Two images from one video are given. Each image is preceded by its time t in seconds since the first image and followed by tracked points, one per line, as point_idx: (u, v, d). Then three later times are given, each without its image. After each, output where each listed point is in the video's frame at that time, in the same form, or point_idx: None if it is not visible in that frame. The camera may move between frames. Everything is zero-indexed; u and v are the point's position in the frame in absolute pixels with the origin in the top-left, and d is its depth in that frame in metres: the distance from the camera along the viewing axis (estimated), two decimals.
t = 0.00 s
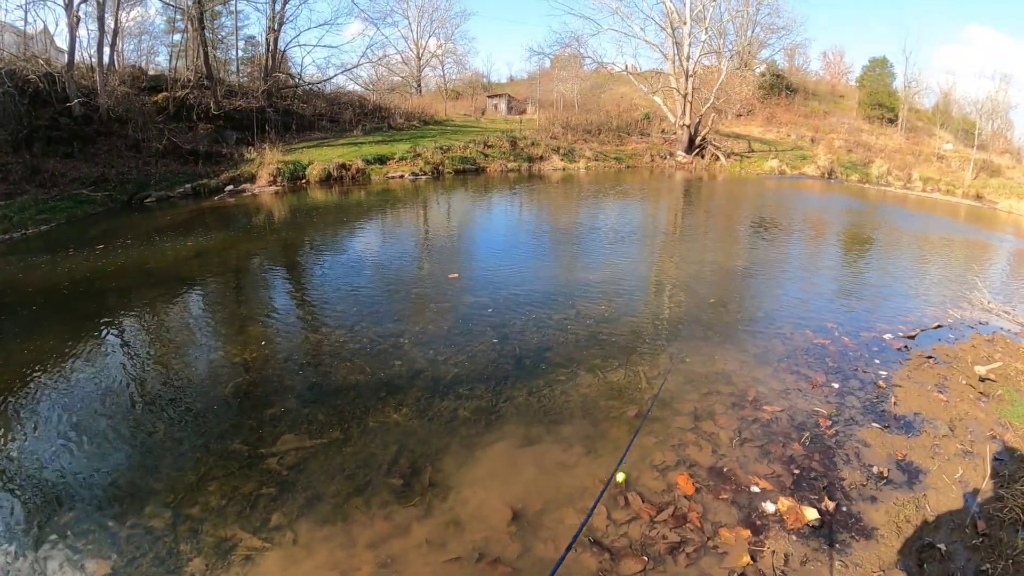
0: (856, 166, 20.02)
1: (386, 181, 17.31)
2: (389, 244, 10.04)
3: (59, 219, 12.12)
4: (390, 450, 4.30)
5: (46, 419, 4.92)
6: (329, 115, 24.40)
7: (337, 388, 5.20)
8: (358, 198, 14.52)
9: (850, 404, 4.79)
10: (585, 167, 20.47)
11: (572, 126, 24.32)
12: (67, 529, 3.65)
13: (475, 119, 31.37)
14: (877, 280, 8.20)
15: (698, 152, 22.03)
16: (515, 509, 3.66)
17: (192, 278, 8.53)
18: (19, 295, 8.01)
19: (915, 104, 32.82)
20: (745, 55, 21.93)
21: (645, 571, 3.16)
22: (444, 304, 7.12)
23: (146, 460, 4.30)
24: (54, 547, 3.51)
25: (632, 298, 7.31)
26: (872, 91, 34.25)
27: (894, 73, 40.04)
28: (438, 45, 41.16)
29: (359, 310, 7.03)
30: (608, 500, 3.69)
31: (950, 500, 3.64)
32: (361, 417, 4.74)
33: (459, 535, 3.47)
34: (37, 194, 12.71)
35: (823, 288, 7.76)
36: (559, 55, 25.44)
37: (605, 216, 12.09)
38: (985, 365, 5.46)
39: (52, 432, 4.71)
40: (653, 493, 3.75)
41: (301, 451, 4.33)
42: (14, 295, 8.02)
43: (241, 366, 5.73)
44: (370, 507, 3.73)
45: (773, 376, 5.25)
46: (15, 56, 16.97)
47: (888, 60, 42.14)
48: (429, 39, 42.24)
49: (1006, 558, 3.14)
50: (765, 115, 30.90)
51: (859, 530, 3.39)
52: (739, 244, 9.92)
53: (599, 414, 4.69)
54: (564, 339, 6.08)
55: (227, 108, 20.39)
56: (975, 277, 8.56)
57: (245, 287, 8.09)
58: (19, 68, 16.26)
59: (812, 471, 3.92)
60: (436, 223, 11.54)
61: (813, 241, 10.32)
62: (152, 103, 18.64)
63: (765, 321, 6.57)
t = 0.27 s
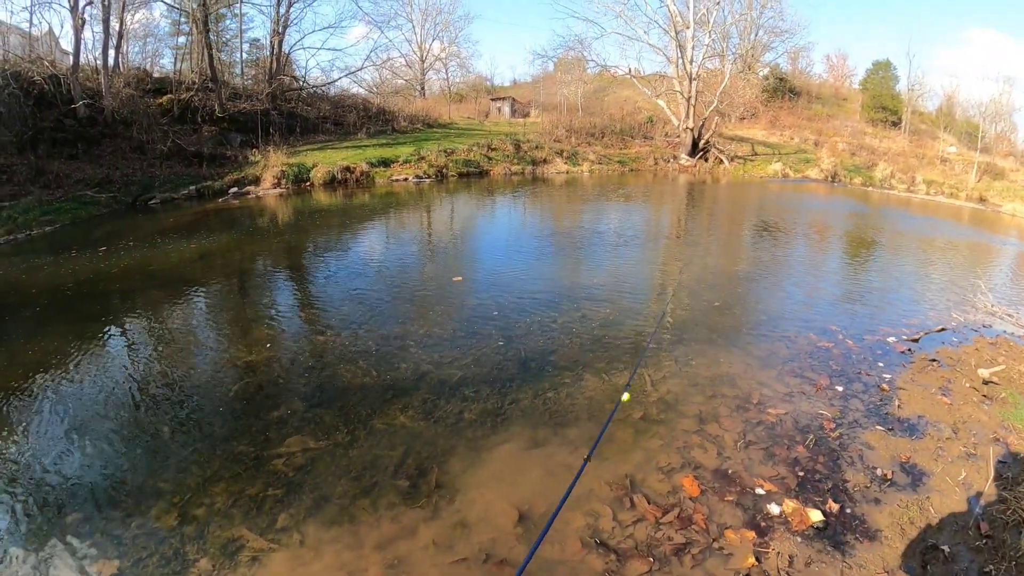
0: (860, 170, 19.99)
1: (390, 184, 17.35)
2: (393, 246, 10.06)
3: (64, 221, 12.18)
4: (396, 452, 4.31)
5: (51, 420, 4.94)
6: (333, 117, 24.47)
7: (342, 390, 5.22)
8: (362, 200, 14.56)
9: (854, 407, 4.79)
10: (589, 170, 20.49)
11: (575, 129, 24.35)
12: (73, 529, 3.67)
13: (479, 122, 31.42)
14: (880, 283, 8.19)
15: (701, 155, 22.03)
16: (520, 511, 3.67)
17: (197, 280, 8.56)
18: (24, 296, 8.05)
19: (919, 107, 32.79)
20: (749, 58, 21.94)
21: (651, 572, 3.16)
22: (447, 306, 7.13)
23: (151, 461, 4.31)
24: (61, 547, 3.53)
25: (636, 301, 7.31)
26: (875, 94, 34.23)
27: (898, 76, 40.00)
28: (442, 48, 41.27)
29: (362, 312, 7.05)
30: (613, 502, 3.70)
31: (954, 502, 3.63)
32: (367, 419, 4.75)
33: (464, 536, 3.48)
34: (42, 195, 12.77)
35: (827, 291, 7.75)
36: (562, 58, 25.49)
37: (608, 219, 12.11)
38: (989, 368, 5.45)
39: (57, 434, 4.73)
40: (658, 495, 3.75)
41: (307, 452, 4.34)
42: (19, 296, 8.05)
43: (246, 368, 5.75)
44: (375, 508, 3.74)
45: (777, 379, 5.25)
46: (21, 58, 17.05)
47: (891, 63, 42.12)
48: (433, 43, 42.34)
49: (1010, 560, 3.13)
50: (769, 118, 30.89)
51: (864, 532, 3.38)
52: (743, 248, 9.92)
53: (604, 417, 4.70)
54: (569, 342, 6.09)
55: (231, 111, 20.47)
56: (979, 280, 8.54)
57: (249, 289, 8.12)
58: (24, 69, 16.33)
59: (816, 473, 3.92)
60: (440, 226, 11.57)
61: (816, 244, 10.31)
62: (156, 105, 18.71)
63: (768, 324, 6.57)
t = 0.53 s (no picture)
0: (862, 171, 20.00)
1: (393, 185, 17.39)
2: (395, 248, 10.08)
3: (67, 222, 12.22)
4: (398, 453, 4.33)
5: (53, 421, 4.96)
6: (335, 119, 24.54)
7: (345, 392, 5.23)
8: (364, 202, 14.60)
9: (856, 409, 4.79)
10: (591, 172, 20.52)
11: (578, 131, 24.40)
12: (76, 530, 3.69)
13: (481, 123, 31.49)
14: (883, 285, 8.18)
15: (704, 157, 22.04)
16: (522, 513, 3.67)
17: (200, 281, 8.59)
18: (28, 297, 8.08)
19: (922, 108, 32.79)
20: (752, 60, 21.96)
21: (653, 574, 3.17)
22: (450, 308, 7.14)
23: (154, 462, 4.33)
24: (64, 548, 3.54)
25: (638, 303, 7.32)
26: (878, 96, 34.24)
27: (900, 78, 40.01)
28: (445, 50, 41.37)
29: (365, 314, 7.07)
30: (615, 504, 3.70)
31: (956, 504, 3.63)
32: (370, 421, 4.76)
33: (467, 538, 3.49)
34: (46, 196, 12.82)
35: (829, 294, 7.75)
36: (565, 60, 25.54)
37: (611, 221, 12.12)
38: (991, 371, 5.44)
39: (59, 434, 4.74)
40: (660, 497, 3.76)
41: (309, 454, 4.36)
42: (23, 296, 8.09)
43: (248, 369, 5.77)
44: (378, 509, 3.75)
45: (779, 382, 5.25)
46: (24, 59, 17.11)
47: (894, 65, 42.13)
48: (436, 45, 42.44)
49: (1013, 562, 3.13)
50: (771, 120, 30.91)
51: (866, 534, 3.38)
52: (745, 250, 9.92)
53: (606, 419, 4.70)
54: (571, 344, 6.10)
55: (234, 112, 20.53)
56: (982, 282, 8.53)
57: (252, 291, 8.14)
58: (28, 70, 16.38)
59: (818, 476, 3.92)
60: (442, 228, 11.59)
61: (819, 246, 10.30)
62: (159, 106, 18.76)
63: (770, 326, 6.58)
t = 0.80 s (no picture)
0: (865, 172, 19.99)
1: (395, 186, 17.42)
2: (397, 249, 10.09)
3: (69, 222, 12.26)
4: (400, 453, 4.34)
5: (54, 421, 4.97)
6: (338, 120, 24.60)
7: (346, 392, 5.24)
8: (367, 202, 14.63)
9: (858, 410, 4.79)
10: (593, 173, 20.53)
11: (580, 132, 24.43)
12: (77, 528, 3.70)
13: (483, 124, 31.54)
14: (885, 286, 8.17)
15: (706, 157, 22.04)
16: (523, 514, 3.68)
17: (202, 281, 8.61)
18: (30, 296, 8.10)
19: (924, 109, 32.82)
20: (754, 61, 21.97)
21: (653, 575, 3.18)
22: (451, 309, 7.15)
23: (155, 461, 4.34)
24: (65, 547, 3.55)
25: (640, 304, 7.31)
26: (880, 96, 34.24)
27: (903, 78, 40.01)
28: (447, 51, 41.44)
29: (367, 314, 7.08)
30: (616, 505, 3.71)
31: (957, 506, 3.63)
32: (371, 421, 4.77)
33: (468, 538, 3.50)
34: (48, 196, 12.85)
35: (831, 295, 7.73)
36: (567, 61, 25.56)
37: (613, 222, 12.12)
38: (993, 372, 5.44)
39: (61, 434, 4.76)
40: (661, 498, 3.76)
41: (310, 454, 4.37)
42: (25, 296, 8.11)
43: (249, 369, 5.78)
44: (379, 509, 3.76)
45: (781, 383, 5.25)
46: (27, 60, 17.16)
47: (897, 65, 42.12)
48: (438, 45, 42.49)
49: (1015, 564, 3.12)
50: (774, 120, 30.91)
51: (867, 536, 3.39)
52: (747, 250, 9.92)
53: (607, 420, 4.71)
54: (573, 345, 6.11)
55: (236, 113, 20.57)
56: (985, 283, 8.51)
57: (254, 291, 8.15)
58: (31, 70, 16.39)
59: (820, 477, 3.93)
60: (444, 228, 11.60)
61: (821, 247, 10.29)
62: (162, 106, 18.79)
63: (773, 327, 6.57)
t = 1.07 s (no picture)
0: (867, 173, 19.97)
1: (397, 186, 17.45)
2: (400, 249, 10.11)
3: (72, 222, 12.30)
4: (402, 453, 4.35)
5: (58, 420, 4.99)
6: (340, 121, 24.63)
7: (349, 392, 5.26)
8: (369, 203, 14.66)
9: (860, 411, 4.79)
10: (595, 173, 20.54)
11: (582, 132, 24.43)
12: (78, 528, 3.72)
13: (485, 125, 31.55)
14: (887, 287, 8.17)
15: (708, 158, 22.04)
16: (525, 514, 3.69)
17: (204, 281, 8.62)
18: (34, 296, 8.14)
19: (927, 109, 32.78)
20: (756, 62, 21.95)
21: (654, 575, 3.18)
22: (454, 309, 7.17)
23: (157, 461, 4.36)
24: (66, 545, 3.57)
25: (642, 304, 7.32)
26: (883, 97, 34.20)
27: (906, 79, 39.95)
28: (450, 52, 41.49)
29: (370, 314, 7.10)
30: (618, 505, 3.71)
31: (959, 507, 3.63)
32: (373, 421, 4.78)
33: (470, 538, 3.50)
34: (51, 196, 12.89)
35: (834, 295, 7.73)
36: (569, 61, 25.57)
37: (615, 222, 12.13)
38: (996, 373, 5.44)
39: (64, 433, 4.78)
40: (662, 499, 3.77)
41: (312, 454, 4.38)
42: (28, 296, 8.14)
43: (252, 369, 5.80)
44: (381, 509, 3.77)
45: (783, 383, 5.25)
46: (31, 60, 17.21)
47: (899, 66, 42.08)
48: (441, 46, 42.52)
49: (1016, 564, 3.13)
50: (776, 121, 30.90)
51: (869, 536, 3.39)
52: (749, 251, 9.92)
53: (608, 420, 4.71)
54: (575, 345, 6.12)
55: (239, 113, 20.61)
56: (987, 284, 8.50)
57: (257, 291, 8.17)
58: (34, 71, 16.43)
59: (822, 477, 3.93)
60: (447, 229, 11.62)
61: (823, 248, 10.28)
62: (164, 107, 18.83)
63: (775, 327, 6.57)
